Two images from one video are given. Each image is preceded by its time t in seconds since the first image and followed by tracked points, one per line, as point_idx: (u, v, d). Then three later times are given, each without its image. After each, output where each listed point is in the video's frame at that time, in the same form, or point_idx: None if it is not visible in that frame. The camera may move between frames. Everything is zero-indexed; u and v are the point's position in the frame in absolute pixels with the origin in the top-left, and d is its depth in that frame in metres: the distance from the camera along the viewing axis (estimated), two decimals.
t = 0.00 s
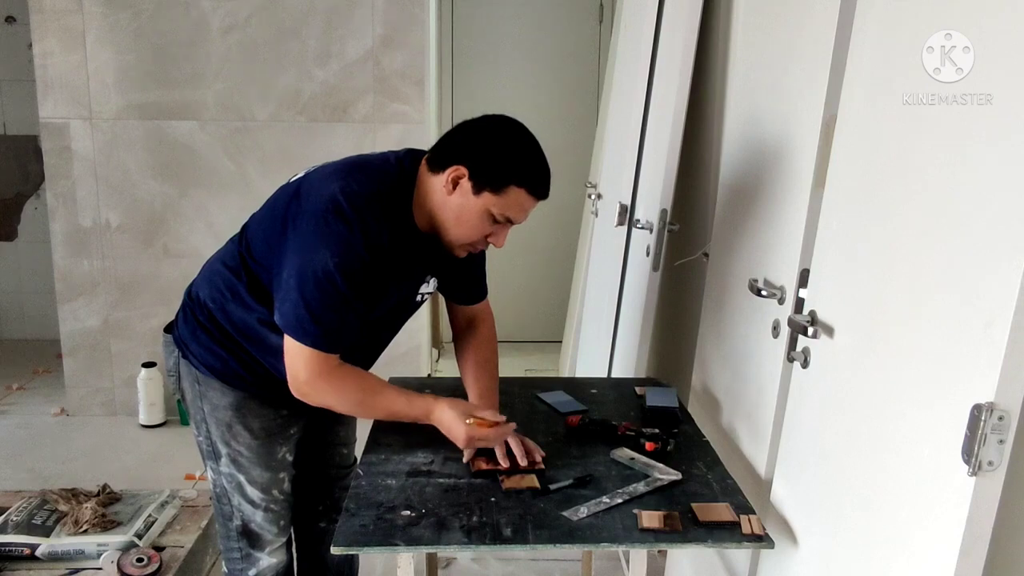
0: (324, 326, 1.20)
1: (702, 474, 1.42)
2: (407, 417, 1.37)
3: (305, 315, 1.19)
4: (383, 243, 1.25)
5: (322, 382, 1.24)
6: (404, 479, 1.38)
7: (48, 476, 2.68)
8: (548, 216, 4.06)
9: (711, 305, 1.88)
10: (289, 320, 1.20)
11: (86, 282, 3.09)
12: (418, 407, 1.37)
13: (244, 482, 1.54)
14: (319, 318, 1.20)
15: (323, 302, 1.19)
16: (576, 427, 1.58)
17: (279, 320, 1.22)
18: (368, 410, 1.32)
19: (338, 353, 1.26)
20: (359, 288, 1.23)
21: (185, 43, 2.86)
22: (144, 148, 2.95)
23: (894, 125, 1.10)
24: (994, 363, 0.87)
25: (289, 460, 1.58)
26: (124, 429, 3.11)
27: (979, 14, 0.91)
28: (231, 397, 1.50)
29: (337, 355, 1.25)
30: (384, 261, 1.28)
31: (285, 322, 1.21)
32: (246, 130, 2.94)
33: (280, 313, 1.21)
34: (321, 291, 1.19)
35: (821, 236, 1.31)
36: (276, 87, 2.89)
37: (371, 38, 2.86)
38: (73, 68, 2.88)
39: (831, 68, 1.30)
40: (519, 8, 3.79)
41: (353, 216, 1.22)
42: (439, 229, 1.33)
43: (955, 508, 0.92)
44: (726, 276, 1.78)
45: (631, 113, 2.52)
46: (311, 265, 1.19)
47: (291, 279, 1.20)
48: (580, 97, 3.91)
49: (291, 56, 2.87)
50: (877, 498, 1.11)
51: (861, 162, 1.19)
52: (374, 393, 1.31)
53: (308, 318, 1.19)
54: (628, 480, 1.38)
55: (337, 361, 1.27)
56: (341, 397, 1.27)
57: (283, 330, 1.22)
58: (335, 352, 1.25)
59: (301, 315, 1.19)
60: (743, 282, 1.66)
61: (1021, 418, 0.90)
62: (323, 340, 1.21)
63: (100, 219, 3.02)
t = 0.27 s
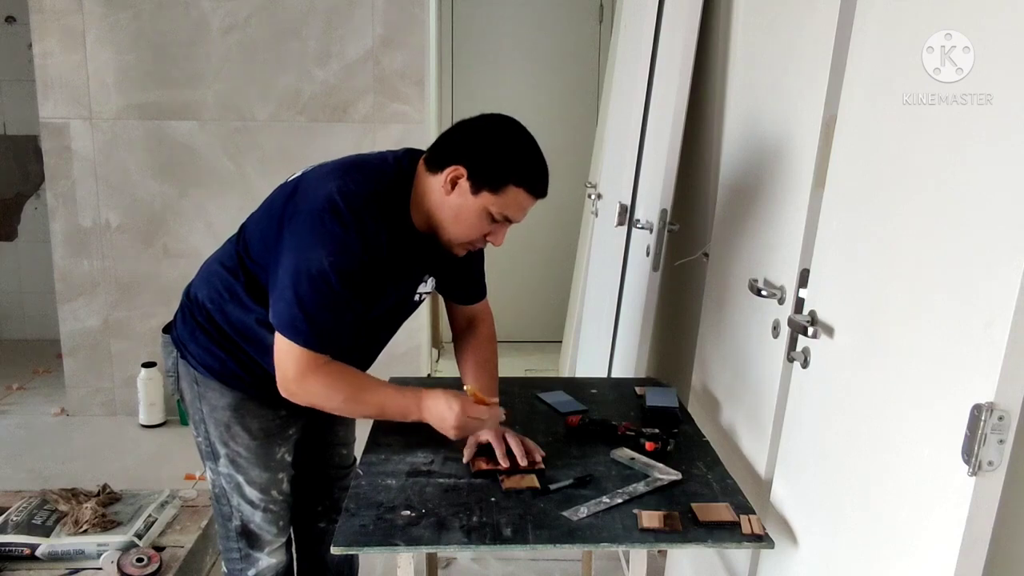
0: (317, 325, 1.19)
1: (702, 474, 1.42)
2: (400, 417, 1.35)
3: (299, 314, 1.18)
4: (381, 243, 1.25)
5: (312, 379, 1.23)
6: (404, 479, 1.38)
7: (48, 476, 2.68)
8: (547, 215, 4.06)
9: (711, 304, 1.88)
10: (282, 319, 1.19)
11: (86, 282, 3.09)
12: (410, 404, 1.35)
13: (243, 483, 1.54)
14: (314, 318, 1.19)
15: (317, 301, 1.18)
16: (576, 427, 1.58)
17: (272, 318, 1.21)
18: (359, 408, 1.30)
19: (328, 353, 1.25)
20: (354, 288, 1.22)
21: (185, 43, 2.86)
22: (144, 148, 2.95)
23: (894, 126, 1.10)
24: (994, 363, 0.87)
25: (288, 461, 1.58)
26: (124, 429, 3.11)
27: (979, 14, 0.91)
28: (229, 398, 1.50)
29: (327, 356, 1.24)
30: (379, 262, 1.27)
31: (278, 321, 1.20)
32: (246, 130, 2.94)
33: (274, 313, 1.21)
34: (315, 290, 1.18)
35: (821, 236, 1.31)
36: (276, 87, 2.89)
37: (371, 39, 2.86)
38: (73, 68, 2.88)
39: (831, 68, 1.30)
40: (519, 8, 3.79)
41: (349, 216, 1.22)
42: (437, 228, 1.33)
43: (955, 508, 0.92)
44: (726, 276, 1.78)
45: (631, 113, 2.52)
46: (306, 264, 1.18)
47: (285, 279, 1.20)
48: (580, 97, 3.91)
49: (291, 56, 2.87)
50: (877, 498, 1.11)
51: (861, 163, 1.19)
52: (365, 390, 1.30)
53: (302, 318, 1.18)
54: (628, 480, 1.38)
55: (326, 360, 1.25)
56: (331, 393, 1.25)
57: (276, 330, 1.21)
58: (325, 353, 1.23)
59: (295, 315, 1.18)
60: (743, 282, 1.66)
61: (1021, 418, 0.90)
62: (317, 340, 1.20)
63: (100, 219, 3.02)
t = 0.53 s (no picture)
0: (323, 328, 1.20)
1: (702, 475, 1.42)
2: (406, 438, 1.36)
3: (306, 317, 1.18)
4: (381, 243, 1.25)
5: (325, 389, 1.23)
6: (404, 479, 1.38)
7: (48, 475, 2.68)
8: (547, 215, 4.06)
9: (711, 304, 1.88)
10: (289, 323, 1.20)
11: (86, 282, 3.09)
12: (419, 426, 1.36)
13: (242, 484, 1.54)
14: (319, 321, 1.19)
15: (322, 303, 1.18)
16: (576, 427, 1.58)
17: (279, 323, 1.21)
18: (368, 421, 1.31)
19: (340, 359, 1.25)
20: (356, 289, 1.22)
21: (185, 43, 2.86)
22: (144, 148, 2.95)
23: (894, 126, 1.10)
24: (994, 363, 0.87)
25: (286, 461, 1.58)
26: (124, 429, 3.11)
27: (980, 14, 0.91)
28: (228, 398, 1.50)
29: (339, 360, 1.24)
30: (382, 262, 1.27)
31: (285, 325, 1.20)
32: (246, 130, 2.94)
33: (280, 317, 1.21)
34: (319, 291, 1.18)
35: (821, 236, 1.31)
36: (276, 87, 2.89)
37: (371, 39, 2.86)
38: (73, 68, 2.88)
39: (831, 68, 1.30)
40: (519, 7, 3.79)
41: (349, 217, 1.22)
42: (436, 229, 1.33)
43: (955, 508, 0.93)
44: (726, 276, 1.78)
45: (631, 113, 2.52)
46: (308, 267, 1.18)
47: (289, 282, 1.20)
48: (581, 97, 3.91)
49: (291, 56, 2.87)
50: (877, 498, 1.11)
51: (861, 163, 1.19)
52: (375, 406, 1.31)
53: (309, 321, 1.18)
54: (628, 480, 1.38)
55: (339, 369, 1.25)
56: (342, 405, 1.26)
57: (283, 333, 1.22)
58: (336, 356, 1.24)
59: (301, 318, 1.18)
60: (743, 282, 1.66)
61: (1021, 418, 0.90)
62: (324, 342, 1.20)
63: (100, 219, 3.03)
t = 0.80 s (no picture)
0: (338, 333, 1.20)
1: (702, 474, 1.42)
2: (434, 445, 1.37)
3: (322, 322, 1.19)
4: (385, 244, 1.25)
5: (351, 395, 1.25)
6: (404, 479, 1.38)
7: (48, 475, 2.68)
8: (547, 216, 4.06)
9: (711, 305, 1.88)
10: (305, 329, 1.20)
11: (85, 282, 3.09)
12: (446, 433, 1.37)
13: (241, 484, 1.54)
14: (332, 326, 1.19)
15: (334, 308, 1.19)
16: (576, 427, 1.58)
17: (295, 329, 1.22)
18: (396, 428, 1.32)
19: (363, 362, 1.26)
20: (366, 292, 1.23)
21: (185, 43, 2.86)
22: (144, 148, 2.95)
23: (894, 126, 1.10)
24: (994, 362, 0.87)
25: (285, 462, 1.58)
26: (124, 429, 3.11)
27: (980, 15, 0.91)
28: (226, 399, 1.50)
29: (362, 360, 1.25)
30: (390, 266, 1.28)
31: (300, 331, 1.21)
32: (246, 130, 2.94)
33: (295, 323, 1.22)
34: (329, 295, 1.19)
35: (821, 236, 1.31)
36: (276, 87, 2.89)
37: (371, 39, 2.86)
38: (73, 68, 2.88)
39: (831, 68, 1.30)
40: (519, 7, 3.79)
41: (353, 219, 1.22)
42: (436, 231, 1.33)
43: (954, 508, 0.93)
44: (726, 276, 1.78)
45: (631, 113, 2.52)
46: (318, 271, 1.19)
47: (301, 288, 1.21)
48: (580, 97, 3.91)
49: (291, 56, 2.87)
50: (877, 498, 1.11)
51: (861, 163, 1.19)
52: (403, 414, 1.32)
53: (326, 326, 1.19)
54: (628, 480, 1.38)
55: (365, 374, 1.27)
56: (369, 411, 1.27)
57: (300, 339, 1.22)
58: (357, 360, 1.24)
59: (315, 322, 1.19)
60: (743, 282, 1.66)
61: (1021, 418, 0.90)
62: (337, 346, 1.20)
63: (100, 219, 3.03)
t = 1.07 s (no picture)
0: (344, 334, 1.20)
1: (702, 474, 1.42)
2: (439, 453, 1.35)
3: (327, 323, 1.19)
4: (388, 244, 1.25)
5: (357, 396, 1.24)
6: (404, 479, 1.38)
7: (48, 475, 2.68)
8: (547, 216, 4.06)
9: (712, 305, 1.88)
10: (311, 331, 1.20)
11: (85, 282, 3.09)
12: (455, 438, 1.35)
13: (240, 485, 1.54)
14: (338, 327, 1.19)
15: (338, 309, 1.19)
16: (576, 427, 1.58)
17: (301, 331, 1.21)
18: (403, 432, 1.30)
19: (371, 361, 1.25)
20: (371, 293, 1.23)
21: (185, 43, 2.86)
22: (144, 148, 2.95)
23: (894, 126, 1.10)
24: (994, 362, 0.87)
25: (284, 462, 1.58)
26: (124, 429, 3.11)
27: (980, 15, 0.91)
28: (226, 400, 1.50)
29: (370, 360, 1.24)
30: (395, 268, 1.28)
31: (305, 333, 1.20)
32: (246, 130, 2.94)
33: (299, 325, 1.21)
34: (334, 296, 1.18)
35: (821, 236, 1.31)
36: (276, 87, 2.89)
37: (371, 39, 2.86)
38: (73, 68, 2.88)
39: (831, 67, 1.30)
40: (519, 7, 3.79)
41: (356, 221, 1.22)
42: (436, 231, 1.33)
43: (954, 508, 0.93)
44: (726, 276, 1.78)
45: (631, 113, 2.52)
46: (322, 272, 1.19)
47: (305, 290, 1.21)
48: (580, 97, 3.91)
49: (291, 56, 2.87)
50: (877, 498, 1.11)
51: (861, 163, 1.19)
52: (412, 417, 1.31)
53: (331, 327, 1.19)
54: (628, 480, 1.38)
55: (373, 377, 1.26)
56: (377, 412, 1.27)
57: (305, 341, 1.22)
58: (364, 359, 1.24)
59: (321, 324, 1.19)
60: (743, 282, 1.66)
61: (1021, 418, 0.90)
62: (342, 347, 1.20)
63: (100, 219, 3.03)
